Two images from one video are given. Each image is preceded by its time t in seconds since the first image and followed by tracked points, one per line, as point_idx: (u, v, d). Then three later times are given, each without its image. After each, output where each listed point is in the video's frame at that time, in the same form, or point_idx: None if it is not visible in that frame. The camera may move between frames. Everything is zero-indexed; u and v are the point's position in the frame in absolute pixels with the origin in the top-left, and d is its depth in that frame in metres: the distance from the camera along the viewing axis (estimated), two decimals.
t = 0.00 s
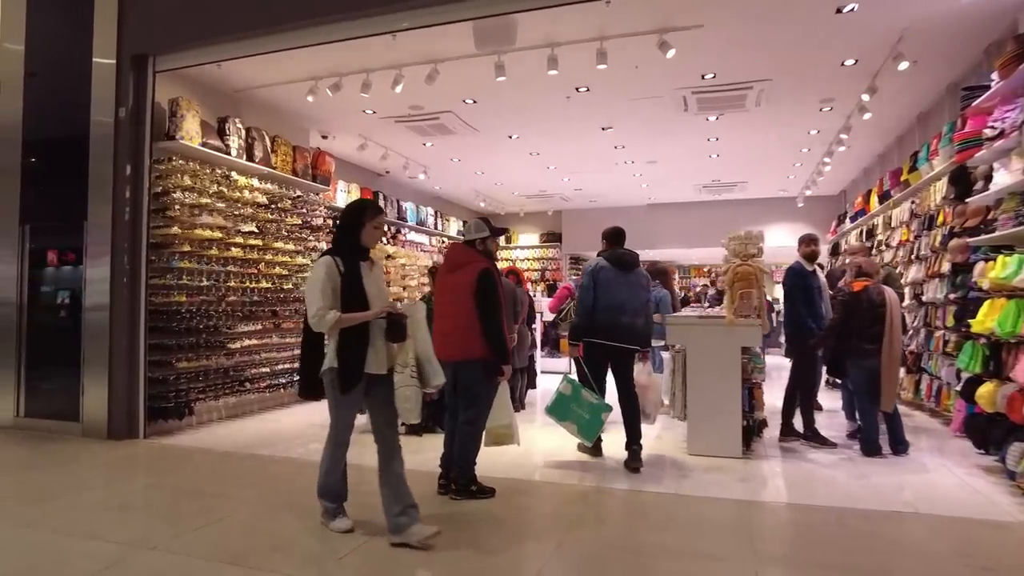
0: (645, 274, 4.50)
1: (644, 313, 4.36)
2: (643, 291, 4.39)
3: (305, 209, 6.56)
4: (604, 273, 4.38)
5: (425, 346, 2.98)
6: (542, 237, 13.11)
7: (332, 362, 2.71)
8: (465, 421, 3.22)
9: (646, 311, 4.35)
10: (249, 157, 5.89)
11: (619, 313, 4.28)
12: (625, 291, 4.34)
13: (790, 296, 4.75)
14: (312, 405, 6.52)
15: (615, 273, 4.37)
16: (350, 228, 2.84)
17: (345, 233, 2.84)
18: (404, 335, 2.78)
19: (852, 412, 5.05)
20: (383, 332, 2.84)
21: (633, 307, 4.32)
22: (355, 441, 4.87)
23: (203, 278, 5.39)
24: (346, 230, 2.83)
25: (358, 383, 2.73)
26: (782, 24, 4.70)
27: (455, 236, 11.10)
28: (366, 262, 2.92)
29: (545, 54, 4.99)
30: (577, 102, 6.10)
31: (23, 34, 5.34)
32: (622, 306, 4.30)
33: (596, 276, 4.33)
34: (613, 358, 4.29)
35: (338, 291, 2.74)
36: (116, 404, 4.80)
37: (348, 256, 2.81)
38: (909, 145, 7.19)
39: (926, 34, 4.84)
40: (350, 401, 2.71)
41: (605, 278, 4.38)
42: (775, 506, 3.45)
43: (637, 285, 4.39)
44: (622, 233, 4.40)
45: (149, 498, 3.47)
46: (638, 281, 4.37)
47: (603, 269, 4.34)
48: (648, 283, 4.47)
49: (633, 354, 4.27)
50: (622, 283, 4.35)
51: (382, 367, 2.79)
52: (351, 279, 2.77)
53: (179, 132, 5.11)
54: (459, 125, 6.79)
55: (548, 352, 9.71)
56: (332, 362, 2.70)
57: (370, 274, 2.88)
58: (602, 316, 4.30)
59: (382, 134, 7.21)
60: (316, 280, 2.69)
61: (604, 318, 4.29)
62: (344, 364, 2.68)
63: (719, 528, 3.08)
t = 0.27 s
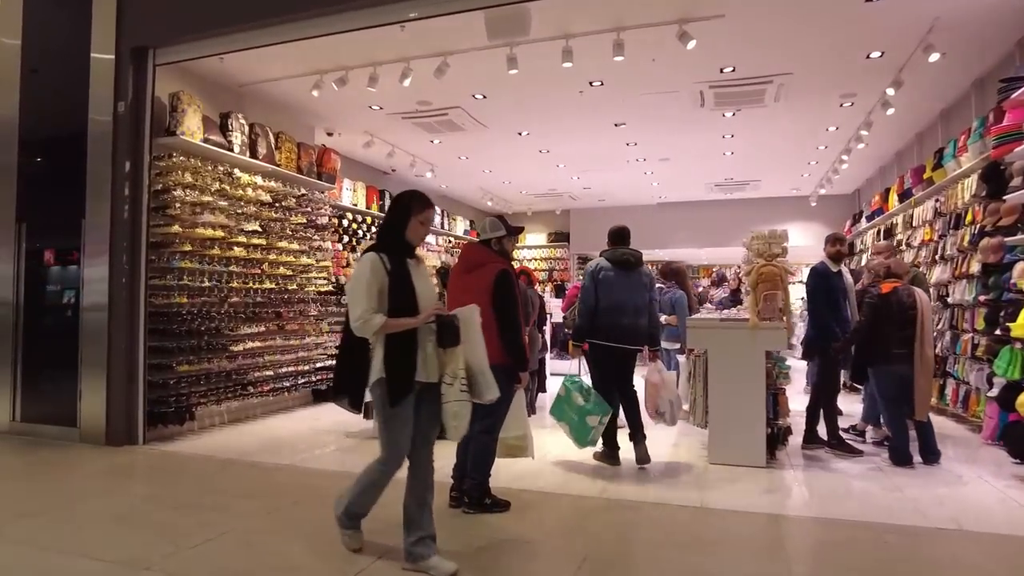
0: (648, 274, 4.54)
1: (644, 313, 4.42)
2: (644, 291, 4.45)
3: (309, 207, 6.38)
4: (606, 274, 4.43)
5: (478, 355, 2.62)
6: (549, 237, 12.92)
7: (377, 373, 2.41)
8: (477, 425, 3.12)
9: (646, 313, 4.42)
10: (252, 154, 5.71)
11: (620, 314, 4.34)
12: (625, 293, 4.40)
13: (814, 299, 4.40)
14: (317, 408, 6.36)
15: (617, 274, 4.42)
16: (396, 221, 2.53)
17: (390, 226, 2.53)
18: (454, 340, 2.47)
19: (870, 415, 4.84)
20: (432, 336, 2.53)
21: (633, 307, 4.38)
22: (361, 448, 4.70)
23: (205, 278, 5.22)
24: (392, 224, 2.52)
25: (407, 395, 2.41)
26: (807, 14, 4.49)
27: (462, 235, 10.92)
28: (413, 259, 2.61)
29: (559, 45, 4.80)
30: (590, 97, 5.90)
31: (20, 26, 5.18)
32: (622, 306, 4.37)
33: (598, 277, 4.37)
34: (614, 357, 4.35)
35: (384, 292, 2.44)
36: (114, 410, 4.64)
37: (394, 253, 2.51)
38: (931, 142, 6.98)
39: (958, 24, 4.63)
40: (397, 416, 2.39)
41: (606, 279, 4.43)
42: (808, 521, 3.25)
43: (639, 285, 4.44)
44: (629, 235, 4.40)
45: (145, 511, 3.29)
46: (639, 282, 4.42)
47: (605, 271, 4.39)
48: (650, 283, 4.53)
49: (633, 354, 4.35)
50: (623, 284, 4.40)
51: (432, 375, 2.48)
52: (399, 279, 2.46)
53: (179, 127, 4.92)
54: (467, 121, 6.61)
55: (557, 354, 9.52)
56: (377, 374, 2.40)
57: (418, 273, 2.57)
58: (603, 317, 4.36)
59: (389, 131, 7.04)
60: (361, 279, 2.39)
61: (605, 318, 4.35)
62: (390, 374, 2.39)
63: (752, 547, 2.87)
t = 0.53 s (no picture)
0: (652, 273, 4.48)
1: (647, 310, 4.34)
2: (646, 290, 4.38)
3: (309, 204, 6.22)
4: (607, 273, 4.40)
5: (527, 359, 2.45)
6: (554, 236, 12.75)
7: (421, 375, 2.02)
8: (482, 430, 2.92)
9: (650, 310, 4.33)
10: (250, 149, 5.54)
11: (621, 312, 4.28)
12: (626, 291, 4.34)
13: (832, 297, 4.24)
14: (317, 410, 6.18)
15: (619, 273, 4.38)
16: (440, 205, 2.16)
17: (434, 211, 2.16)
18: (504, 340, 2.07)
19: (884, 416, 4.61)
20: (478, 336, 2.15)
21: (635, 305, 4.31)
22: (362, 452, 4.53)
23: (200, 276, 5.04)
24: (436, 207, 2.14)
25: (461, 398, 2.01)
26: None
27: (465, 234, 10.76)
28: (455, 249, 2.23)
29: (567, 33, 4.62)
30: (598, 88, 5.72)
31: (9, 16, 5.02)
32: (623, 305, 4.32)
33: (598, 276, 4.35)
34: (617, 357, 4.27)
35: (426, 286, 2.05)
36: (106, 413, 4.48)
37: (435, 241, 2.13)
38: (949, 136, 6.79)
39: (984, 10, 4.44)
40: (455, 422, 1.98)
41: (607, 278, 4.40)
42: (835, 530, 3.06)
43: (642, 283, 4.38)
44: (632, 234, 4.39)
45: (134, 520, 3.11)
46: (642, 279, 4.36)
47: (604, 270, 4.37)
48: (655, 281, 4.45)
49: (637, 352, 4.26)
50: (624, 283, 4.34)
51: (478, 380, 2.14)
52: (442, 271, 2.07)
53: (173, 119, 4.75)
54: (472, 116, 6.44)
55: (562, 355, 9.35)
56: (422, 375, 2.03)
57: (462, 266, 2.19)
58: (604, 316, 4.32)
59: (391, 126, 6.87)
60: (399, 269, 2.01)
61: (606, 317, 4.31)
62: (436, 376, 2.00)
63: (778, 560, 2.69)
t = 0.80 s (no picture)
0: (662, 277, 4.26)
1: (653, 317, 4.12)
2: (653, 295, 4.16)
3: (308, 203, 6.02)
4: (613, 277, 4.18)
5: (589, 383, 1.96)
6: (560, 235, 12.53)
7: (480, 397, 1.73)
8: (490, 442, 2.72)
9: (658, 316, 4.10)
10: (246, 145, 5.35)
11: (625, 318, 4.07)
12: (632, 297, 4.12)
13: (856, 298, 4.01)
14: (316, 416, 5.97)
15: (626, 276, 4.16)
16: (497, 192, 1.88)
17: (490, 199, 1.87)
18: (573, 362, 1.80)
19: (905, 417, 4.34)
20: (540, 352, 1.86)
21: (641, 311, 4.09)
22: (362, 462, 4.32)
23: (193, 278, 4.84)
24: (495, 195, 1.85)
25: (523, 427, 1.74)
26: None
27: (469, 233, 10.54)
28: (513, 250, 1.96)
29: (575, 21, 4.40)
30: (607, 80, 5.50)
31: None
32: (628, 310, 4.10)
33: (604, 280, 4.15)
34: (621, 364, 4.05)
35: (487, 290, 1.78)
36: (94, 421, 4.29)
37: (495, 238, 1.85)
38: (972, 131, 6.53)
39: None
40: (518, 456, 1.71)
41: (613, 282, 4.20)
42: (868, 550, 2.83)
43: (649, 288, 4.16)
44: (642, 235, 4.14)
45: (115, 538, 2.91)
46: (650, 283, 4.12)
47: (613, 273, 4.15)
48: (664, 287, 4.23)
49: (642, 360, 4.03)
50: (630, 288, 4.13)
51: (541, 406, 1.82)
52: (506, 274, 1.80)
53: (164, 114, 4.55)
54: (476, 111, 6.23)
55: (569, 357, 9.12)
56: (485, 400, 1.72)
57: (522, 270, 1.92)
58: (610, 321, 4.11)
59: (393, 122, 6.67)
60: (460, 271, 1.73)
61: (610, 323, 4.11)
62: (500, 400, 1.72)
63: None
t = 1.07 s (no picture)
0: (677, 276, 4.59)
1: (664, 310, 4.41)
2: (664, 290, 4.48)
3: (316, 201, 5.89)
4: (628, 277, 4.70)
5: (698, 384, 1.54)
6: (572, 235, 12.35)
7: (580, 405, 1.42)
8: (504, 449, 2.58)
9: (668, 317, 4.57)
10: (252, 142, 5.22)
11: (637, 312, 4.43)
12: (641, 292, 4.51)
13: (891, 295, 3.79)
14: (325, 419, 5.84)
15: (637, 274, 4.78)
16: (570, 161, 1.56)
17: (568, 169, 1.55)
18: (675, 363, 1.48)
19: (935, 420, 4.13)
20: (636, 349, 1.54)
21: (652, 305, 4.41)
22: (371, 467, 4.17)
23: (198, 278, 4.72)
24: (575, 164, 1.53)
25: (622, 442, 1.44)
26: None
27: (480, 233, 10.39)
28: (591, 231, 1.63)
29: (591, 9, 4.24)
30: (622, 73, 5.33)
31: None
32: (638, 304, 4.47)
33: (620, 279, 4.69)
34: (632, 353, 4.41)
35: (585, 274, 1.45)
36: (96, 425, 4.17)
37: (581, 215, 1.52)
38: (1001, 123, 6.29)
39: None
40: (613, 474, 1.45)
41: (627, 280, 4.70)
42: (908, 566, 2.64)
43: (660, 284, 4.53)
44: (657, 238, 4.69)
45: (110, 548, 2.78)
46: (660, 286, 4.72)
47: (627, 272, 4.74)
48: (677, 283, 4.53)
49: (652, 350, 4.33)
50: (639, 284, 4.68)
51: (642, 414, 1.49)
52: (602, 258, 1.47)
53: (168, 109, 4.44)
54: (487, 107, 6.09)
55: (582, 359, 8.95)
56: (584, 409, 1.41)
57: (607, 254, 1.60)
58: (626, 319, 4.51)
59: (402, 119, 6.54)
60: (560, 250, 1.39)
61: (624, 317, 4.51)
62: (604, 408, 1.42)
63: None
